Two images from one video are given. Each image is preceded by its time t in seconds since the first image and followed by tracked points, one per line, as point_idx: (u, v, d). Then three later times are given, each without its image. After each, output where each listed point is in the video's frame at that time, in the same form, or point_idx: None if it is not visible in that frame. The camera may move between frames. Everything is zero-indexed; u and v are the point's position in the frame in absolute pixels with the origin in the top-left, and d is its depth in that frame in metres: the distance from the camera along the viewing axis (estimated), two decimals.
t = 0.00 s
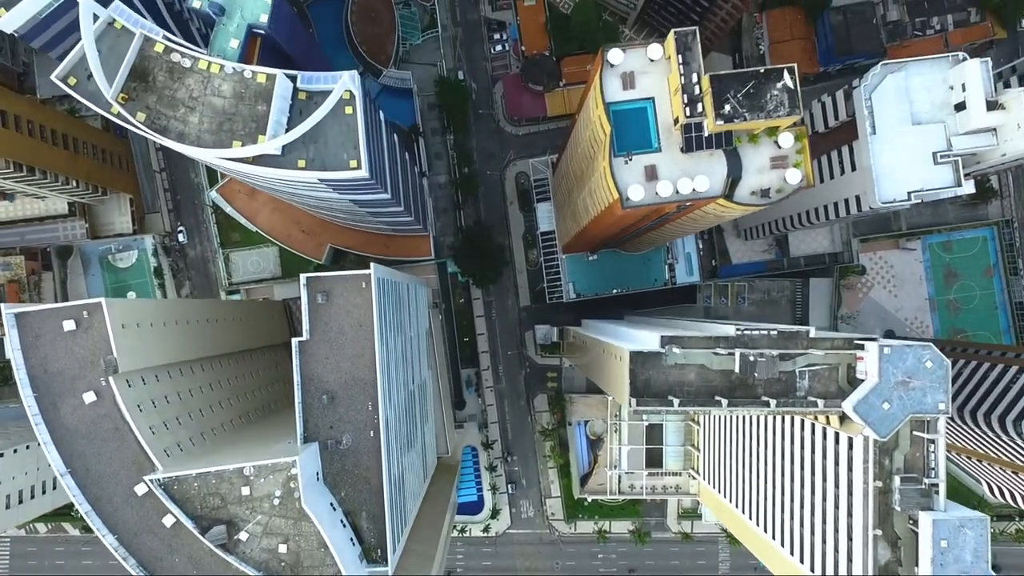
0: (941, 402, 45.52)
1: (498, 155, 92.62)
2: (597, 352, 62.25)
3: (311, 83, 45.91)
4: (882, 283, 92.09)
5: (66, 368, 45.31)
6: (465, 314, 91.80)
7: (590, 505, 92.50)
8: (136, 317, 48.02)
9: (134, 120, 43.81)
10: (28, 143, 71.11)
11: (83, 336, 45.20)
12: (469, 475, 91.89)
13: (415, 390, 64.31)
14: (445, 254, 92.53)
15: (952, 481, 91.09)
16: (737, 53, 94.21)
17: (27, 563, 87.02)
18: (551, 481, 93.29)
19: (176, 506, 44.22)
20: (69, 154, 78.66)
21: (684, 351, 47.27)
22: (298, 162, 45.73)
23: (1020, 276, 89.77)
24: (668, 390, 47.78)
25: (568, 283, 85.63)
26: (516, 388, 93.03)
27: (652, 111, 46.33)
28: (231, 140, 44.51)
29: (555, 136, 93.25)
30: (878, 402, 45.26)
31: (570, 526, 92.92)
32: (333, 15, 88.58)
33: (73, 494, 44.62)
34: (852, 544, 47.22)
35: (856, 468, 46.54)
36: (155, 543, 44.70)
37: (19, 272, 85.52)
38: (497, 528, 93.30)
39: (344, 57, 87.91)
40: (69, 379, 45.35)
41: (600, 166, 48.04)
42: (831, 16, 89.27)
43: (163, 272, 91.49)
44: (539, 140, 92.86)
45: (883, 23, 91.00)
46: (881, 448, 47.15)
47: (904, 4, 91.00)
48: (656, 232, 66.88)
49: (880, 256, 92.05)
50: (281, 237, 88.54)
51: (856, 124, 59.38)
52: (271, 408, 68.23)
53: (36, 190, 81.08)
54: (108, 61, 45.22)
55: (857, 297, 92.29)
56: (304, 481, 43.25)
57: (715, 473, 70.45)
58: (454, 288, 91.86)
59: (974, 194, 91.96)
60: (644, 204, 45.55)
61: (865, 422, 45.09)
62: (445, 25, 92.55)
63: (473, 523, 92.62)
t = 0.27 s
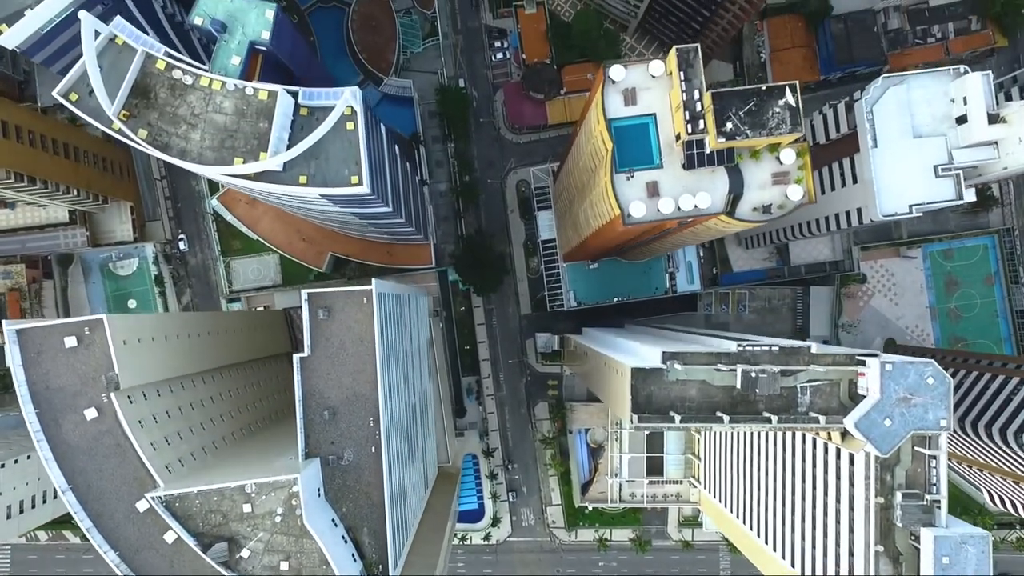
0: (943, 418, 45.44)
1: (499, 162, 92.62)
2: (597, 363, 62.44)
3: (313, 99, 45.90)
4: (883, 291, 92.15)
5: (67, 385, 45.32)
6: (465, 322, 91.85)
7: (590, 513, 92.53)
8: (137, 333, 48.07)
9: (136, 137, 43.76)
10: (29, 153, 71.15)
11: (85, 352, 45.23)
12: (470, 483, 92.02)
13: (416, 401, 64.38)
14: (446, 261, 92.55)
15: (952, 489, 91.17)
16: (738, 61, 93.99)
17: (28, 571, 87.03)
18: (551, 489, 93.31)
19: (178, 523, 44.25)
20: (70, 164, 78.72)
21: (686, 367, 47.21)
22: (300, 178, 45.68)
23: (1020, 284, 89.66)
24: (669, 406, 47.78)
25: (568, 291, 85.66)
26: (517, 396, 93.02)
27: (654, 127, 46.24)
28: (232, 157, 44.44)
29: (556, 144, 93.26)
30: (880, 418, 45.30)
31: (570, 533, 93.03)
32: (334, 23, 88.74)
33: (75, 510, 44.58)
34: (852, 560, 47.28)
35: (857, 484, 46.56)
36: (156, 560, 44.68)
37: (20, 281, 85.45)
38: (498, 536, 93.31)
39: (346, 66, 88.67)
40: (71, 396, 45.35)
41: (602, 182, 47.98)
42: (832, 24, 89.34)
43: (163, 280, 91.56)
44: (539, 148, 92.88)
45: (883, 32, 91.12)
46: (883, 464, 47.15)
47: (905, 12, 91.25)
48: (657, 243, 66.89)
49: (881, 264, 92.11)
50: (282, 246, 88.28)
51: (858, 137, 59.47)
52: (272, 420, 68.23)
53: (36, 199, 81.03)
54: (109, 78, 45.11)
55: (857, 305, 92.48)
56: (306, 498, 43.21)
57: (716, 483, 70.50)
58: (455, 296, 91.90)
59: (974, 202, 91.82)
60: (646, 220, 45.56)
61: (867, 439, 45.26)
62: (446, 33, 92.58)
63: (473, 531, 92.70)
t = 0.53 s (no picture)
0: (944, 433, 45.57)
1: (500, 169, 92.62)
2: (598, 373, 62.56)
3: (314, 113, 45.91)
4: (883, 298, 92.21)
5: (68, 399, 45.30)
6: (466, 329, 91.88)
7: (591, 520, 92.49)
8: (138, 347, 48.11)
9: (137, 151, 43.70)
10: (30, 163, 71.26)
11: (86, 366, 45.23)
12: (470, 490, 91.98)
13: (416, 411, 64.40)
14: (446, 268, 92.54)
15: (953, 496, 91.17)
16: (739, 68, 94.10)
17: None
18: (552, 496, 93.28)
19: (179, 538, 44.24)
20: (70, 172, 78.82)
21: (687, 382, 47.26)
22: (300, 193, 45.65)
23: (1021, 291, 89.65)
24: (670, 419, 47.77)
25: (568, 298, 85.43)
26: (517, 403, 93.01)
27: (656, 141, 46.19)
28: (233, 172, 44.36)
29: (556, 150, 93.22)
30: (880, 433, 45.31)
31: (570, 540, 92.96)
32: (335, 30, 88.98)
33: (76, 525, 44.56)
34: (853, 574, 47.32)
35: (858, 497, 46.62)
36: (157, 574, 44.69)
37: (20, 288, 85.06)
38: (498, 543, 93.30)
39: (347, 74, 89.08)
40: (72, 410, 45.35)
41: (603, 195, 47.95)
42: (833, 32, 89.37)
43: (164, 287, 91.56)
44: (540, 155, 92.86)
45: (884, 39, 91.24)
46: (884, 478, 47.21)
47: (905, 19, 91.35)
48: (657, 253, 66.91)
49: (881, 271, 92.18)
50: (282, 252, 88.12)
51: (859, 148, 59.52)
52: (272, 430, 68.24)
53: (37, 207, 81.05)
54: (110, 91, 45.08)
55: (857, 312, 92.64)
56: (307, 513, 43.20)
57: (716, 493, 70.48)
58: (455, 303, 91.89)
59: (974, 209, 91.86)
60: (648, 235, 45.52)
61: (868, 453, 45.39)
62: (447, 40, 92.57)
63: (474, 538, 92.47)
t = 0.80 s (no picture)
0: (945, 447, 45.54)
1: (500, 176, 92.60)
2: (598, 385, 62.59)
3: (315, 127, 45.89)
4: (884, 305, 92.25)
5: (69, 414, 45.27)
6: (466, 337, 91.92)
7: (591, 527, 92.58)
8: (139, 361, 48.09)
9: (138, 167, 43.58)
10: (31, 172, 71.40)
11: (87, 381, 45.24)
12: (471, 497, 91.92)
13: (417, 421, 64.45)
14: (447, 276, 92.53)
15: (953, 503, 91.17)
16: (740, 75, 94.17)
17: None
18: (552, 503, 93.31)
19: (180, 554, 44.19)
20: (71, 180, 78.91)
21: (688, 396, 47.18)
22: (302, 207, 45.68)
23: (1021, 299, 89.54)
24: (671, 433, 47.83)
25: (569, 306, 85.30)
26: (518, 410, 93.02)
27: (657, 156, 46.16)
28: (234, 187, 44.24)
29: (557, 157, 93.17)
30: (881, 448, 45.33)
31: (570, 547, 93.00)
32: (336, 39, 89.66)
33: (77, 540, 44.52)
34: None
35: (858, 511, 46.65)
36: None
37: (20, 296, 84.05)
38: (498, 550, 93.33)
39: (348, 81, 89.63)
40: (73, 425, 45.33)
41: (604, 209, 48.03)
42: (833, 39, 89.32)
43: (164, 294, 91.55)
44: (540, 162, 92.84)
45: (884, 46, 91.27)
46: (885, 492, 47.28)
47: (906, 27, 91.35)
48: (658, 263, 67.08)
49: (881, 279, 92.24)
50: (282, 259, 88.20)
51: (860, 160, 59.56)
52: (272, 440, 68.20)
53: (37, 214, 81.14)
54: (111, 106, 45.00)
55: (858, 319, 92.68)
56: (308, 529, 43.24)
57: (717, 502, 70.50)
58: (455, 310, 91.91)
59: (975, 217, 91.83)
60: (649, 249, 45.60)
61: (869, 468, 45.42)
62: (448, 47, 92.50)
63: (475, 545, 92.65)
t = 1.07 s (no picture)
0: (947, 465, 45.45)
1: (501, 185, 92.56)
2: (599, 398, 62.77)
3: (316, 144, 45.81)
4: (884, 314, 92.31)
5: (69, 432, 45.26)
6: (467, 345, 92.00)
7: (592, 535, 92.67)
8: (140, 378, 48.14)
9: (138, 185, 43.46)
10: (31, 182, 71.17)
11: (88, 399, 45.30)
12: (471, 506, 91.77)
13: (418, 434, 64.53)
14: (447, 284, 92.49)
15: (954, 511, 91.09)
16: (740, 83, 94.29)
17: None
18: (552, 511, 93.27)
19: (181, 573, 44.09)
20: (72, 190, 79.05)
21: (689, 414, 47.20)
22: (303, 225, 45.62)
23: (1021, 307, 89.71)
24: (672, 450, 47.82)
25: (570, 315, 85.10)
26: (518, 419, 93.00)
27: (658, 173, 46.09)
28: (235, 205, 44.07)
29: (557, 166, 93.15)
30: (882, 466, 45.43)
31: (571, 555, 93.04)
32: (337, 48, 89.74)
33: (77, 558, 44.36)
34: None
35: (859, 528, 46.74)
36: None
37: (19, 304, 84.92)
38: (499, 558, 93.28)
39: (349, 89, 89.69)
40: (74, 442, 45.33)
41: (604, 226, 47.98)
42: (834, 48, 89.36)
43: (164, 302, 91.60)
44: (541, 170, 92.82)
45: (884, 55, 91.35)
46: (886, 509, 47.28)
47: (906, 36, 91.42)
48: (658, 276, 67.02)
49: (882, 287, 92.28)
50: (283, 268, 88.93)
51: (861, 173, 59.53)
52: (272, 452, 68.24)
53: (37, 224, 81.19)
54: (112, 124, 44.93)
55: (858, 328, 92.75)
56: (309, 547, 43.23)
57: (717, 513, 70.58)
58: (456, 319, 91.91)
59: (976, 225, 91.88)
60: (650, 267, 45.58)
61: (870, 486, 45.55)
62: (448, 55, 92.46)
63: (475, 554, 92.40)
